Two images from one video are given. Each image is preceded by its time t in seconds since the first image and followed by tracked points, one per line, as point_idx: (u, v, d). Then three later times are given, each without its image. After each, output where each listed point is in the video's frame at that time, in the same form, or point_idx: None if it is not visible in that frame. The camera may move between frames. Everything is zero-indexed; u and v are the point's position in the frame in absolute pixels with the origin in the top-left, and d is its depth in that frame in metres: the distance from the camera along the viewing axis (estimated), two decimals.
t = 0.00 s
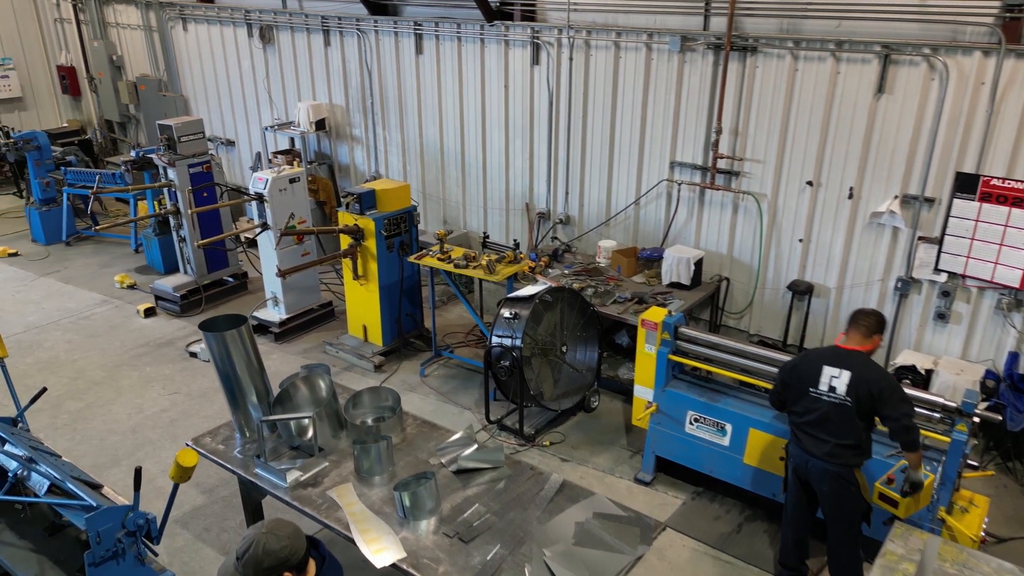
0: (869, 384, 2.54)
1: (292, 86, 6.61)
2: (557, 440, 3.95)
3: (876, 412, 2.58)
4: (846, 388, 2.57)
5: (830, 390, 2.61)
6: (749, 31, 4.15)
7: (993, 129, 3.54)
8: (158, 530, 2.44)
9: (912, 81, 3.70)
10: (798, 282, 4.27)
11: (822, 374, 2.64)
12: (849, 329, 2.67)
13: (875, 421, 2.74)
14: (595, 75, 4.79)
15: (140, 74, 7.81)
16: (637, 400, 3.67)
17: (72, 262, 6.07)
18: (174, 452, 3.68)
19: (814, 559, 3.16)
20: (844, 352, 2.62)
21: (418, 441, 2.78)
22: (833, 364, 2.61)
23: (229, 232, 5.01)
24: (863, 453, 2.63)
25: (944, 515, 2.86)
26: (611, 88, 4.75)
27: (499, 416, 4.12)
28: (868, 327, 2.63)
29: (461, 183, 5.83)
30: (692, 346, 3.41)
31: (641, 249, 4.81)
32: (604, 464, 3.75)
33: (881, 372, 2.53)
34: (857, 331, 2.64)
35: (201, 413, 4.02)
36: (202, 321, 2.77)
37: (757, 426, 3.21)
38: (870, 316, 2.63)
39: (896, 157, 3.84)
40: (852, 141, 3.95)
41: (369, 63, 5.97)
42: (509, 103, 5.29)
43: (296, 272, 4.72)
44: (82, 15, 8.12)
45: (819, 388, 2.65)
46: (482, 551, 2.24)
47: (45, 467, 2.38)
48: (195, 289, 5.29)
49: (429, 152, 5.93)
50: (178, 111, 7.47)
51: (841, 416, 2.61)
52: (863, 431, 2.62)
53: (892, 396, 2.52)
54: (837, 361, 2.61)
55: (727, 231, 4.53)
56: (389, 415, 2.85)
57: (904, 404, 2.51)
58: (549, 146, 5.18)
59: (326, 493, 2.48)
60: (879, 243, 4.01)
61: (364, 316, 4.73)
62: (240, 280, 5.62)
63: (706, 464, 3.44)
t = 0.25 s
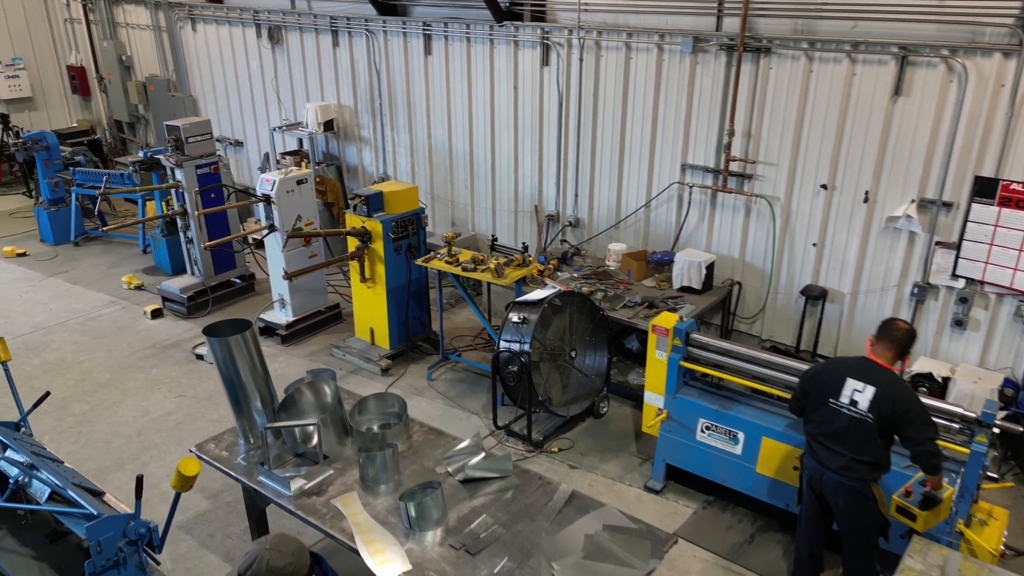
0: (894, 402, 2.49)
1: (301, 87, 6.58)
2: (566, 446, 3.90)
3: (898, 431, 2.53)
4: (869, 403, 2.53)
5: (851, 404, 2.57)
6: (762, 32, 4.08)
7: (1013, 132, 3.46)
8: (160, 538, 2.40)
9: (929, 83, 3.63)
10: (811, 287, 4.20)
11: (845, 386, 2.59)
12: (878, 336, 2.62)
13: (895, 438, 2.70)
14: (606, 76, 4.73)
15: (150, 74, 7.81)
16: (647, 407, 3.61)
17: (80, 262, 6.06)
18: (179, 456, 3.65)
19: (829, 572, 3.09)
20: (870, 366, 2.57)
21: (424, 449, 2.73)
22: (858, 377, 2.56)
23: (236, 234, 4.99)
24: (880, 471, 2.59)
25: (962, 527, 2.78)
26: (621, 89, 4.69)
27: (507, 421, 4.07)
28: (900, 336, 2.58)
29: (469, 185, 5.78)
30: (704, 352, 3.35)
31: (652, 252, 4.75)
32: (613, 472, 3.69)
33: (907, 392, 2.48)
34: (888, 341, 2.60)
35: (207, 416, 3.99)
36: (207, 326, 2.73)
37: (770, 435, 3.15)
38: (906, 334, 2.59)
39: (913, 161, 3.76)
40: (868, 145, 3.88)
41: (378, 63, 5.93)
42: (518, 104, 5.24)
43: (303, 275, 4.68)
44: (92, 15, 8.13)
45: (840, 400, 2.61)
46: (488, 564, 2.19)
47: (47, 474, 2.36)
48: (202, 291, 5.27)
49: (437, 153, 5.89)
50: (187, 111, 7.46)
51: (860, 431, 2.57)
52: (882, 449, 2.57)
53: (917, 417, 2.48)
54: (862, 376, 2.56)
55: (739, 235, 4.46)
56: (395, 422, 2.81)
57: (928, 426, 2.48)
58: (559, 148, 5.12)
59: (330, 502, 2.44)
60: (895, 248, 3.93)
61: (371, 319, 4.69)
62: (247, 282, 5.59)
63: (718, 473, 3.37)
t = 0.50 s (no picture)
0: (916, 415, 2.44)
1: (309, 87, 6.55)
2: (575, 453, 3.84)
3: (920, 443, 2.48)
4: (890, 416, 2.48)
5: (871, 417, 2.52)
6: (777, 33, 4.01)
7: None
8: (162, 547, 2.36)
9: (948, 85, 3.55)
10: (825, 292, 4.12)
11: (864, 399, 2.55)
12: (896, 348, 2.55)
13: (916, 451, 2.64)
14: (616, 77, 4.67)
15: (159, 74, 7.80)
16: (658, 414, 3.54)
17: (88, 263, 6.05)
18: (184, 460, 3.62)
19: None
20: (890, 378, 2.52)
21: (431, 457, 2.68)
22: (877, 390, 2.52)
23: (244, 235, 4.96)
24: (902, 484, 2.54)
25: (983, 542, 2.69)
26: (632, 90, 4.63)
27: (515, 427, 4.01)
28: (919, 347, 2.50)
29: (478, 187, 5.73)
30: (716, 360, 3.28)
31: (662, 256, 4.68)
32: (622, 480, 3.63)
33: (929, 404, 2.44)
34: (907, 352, 2.53)
35: (212, 419, 3.95)
36: (211, 332, 2.70)
37: (785, 444, 3.09)
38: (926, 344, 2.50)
39: (931, 165, 3.68)
40: (885, 148, 3.80)
41: (387, 64, 5.89)
42: (528, 106, 5.19)
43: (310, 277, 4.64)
44: (101, 15, 8.13)
45: (860, 412, 2.56)
46: None
47: (48, 481, 2.32)
48: (209, 292, 5.24)
49: (446, 155, 5.84)
50: (195, 111, 7.45)
51: (881, 444, 2.52)
52: (903, 462, 2.52)
53: (940, 429, 2.43)
54: (881, 388, 2.51)
55: (752, 239, 4.39)
56: (401, 429, 2.76)
57: (951, 439, 2.43)
58: (569, 150, 5.06)
59: (335, 512, 2.40)
60: (912, 253, 3.85)
61: (378, 322, 4.65)
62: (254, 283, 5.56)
63: (730, 483, 3.31)
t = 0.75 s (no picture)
0: (937, 427, 2.37)
1: (318, 88, 6.52)
2: (584, 460, 3.77)
3: (942, 456, 2.41)
4: (910, 429, 2.41)
5: (891, 429, 2.46)
6: (792, 34, 3.93)
7: None
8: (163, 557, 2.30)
9: (969, 87, 3.46)
10: (841, 298, 4.04)
11: (882, 411, 2.48)
12: (912, 358, 2.46)
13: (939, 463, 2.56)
14: (628, 79, 4.61)
15: (168, 74, 7.79)
16: (670, 422, 3.48)
17: (96, 263, 6.04)
18: (189, 464, 3.58)
19: None
20: (908, 388, 2.45)
21: (438, 467, 2.63)
22: (896, 401, 2.45)
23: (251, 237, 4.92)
24: (925, 499, 2.46)
25: (1005, 558, 2.60)
26: (644, 92, 4.56)
27: (523, 433, 3.96)
28: (935, 356, 2.42)
29: (487, 189, 5.68)
30: (730, 367, 3.22)
31: (674, 260, 4.61)
32: (633, 488, 3.57)
33: (950, 415, 2.36)
34: (924, 362, 2.44)
35: (218, 423, 3.92)
36: (215, 337, 2.65)
37: (799, 455, 3.02)
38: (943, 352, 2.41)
39: (950, 169, 3.60)
40: (903, 152, 3.72)
41: (395, 64, 5.85)
42: (538, 107, 5.13)
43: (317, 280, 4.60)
44: (111, 15, 8.13)
45: (878, 425, 2.49)
46: None
47: (48, 488, 2.29)
48: (216, 294, 5.21)
49: (455, 156, 5.79)
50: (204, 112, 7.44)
51: (902, 457, 2.45)
52: (926, 476, 2.45)
53: (962, 442, 2.36)
54: (900, 399, 2.44)
55: (765, 243, 4.31)
56: (408, 438, 2.71)
57: (974, 451, 2.35)
58: (579, 152, 5.00)
59: (339, 523, 2.35)
60: (930, 259, 3.76)
61: (385, 326, 4.60)
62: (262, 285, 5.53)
63: (743, 493, 3.24)
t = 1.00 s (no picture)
0: (959, 439, 2.30)
1: (327, 89, 6.48)
2: (594, 468, 3.71)
3: (965, 468, 2.34)
4: (932, 442, 2.33)
5: (912, 443, 2.38)
6: (808, 35, 3.86)
7: None
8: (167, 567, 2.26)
9: (991, 90, 3.38)
10: (857, 304, 3.96)
11: (902, 424, 2.40)
12: (931, 370, 2.38)
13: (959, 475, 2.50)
14: (640, 80, 4.54)
15: (177, 75, 7.79)
16: (682, 431, 3.40)
17: (104, 264, 6.03)
18: (194, 470, 3.55)
19: None
20: (928, 400, 2.38)
21: (445, 477, 2.57)
22: (916, 414, 2.37)
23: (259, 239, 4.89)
24: (948, 512, 2.40)
25: None
26: (656, 93, 4.50)
27: (532, 440, 3.90)
28: (953, 365, 2.35)
29: (496, 191, 5.63)
30: (744, 375, 3.15)
31: (686, 265, 4.54)
32: (643, 498, 3.50)
33: (972, 427, 2.29)
34: (942, 372, 2.37)
35: (224, 427, 3.88)
36: (220, 343, 2.62)
37: (815, 466, 2.95)
38: (961, 360, 2.35)
39: (971, 174, 3.52)
40: (922, 156, 3.64)
41: (405, 65, 5.81)
42: (548, 108, 5.07)
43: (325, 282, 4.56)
44: (121, 16, 8.13)
45: (899, 438, 2.42)
46: None
47: (49, 497, 2.25)
48: (224, 296, 5.18)
49: (464, 158, 5.74)
50: (213, 112, 7.42)
51: (924, 472, 2.37)
52: (949, 489, 2.38)
53: (985, 454, 2.29)
54: (920, 411, 2.37)
55: (779, 248, 4.24)
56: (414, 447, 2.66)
57: (997, 463, 2.29)
58: (590, 154, 4.94)
59: (345, 534, 2.30)
60: (949, 265, 3.68)
61: (393, 329, 4.56)
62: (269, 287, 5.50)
63: (758, 504, 3.18)
